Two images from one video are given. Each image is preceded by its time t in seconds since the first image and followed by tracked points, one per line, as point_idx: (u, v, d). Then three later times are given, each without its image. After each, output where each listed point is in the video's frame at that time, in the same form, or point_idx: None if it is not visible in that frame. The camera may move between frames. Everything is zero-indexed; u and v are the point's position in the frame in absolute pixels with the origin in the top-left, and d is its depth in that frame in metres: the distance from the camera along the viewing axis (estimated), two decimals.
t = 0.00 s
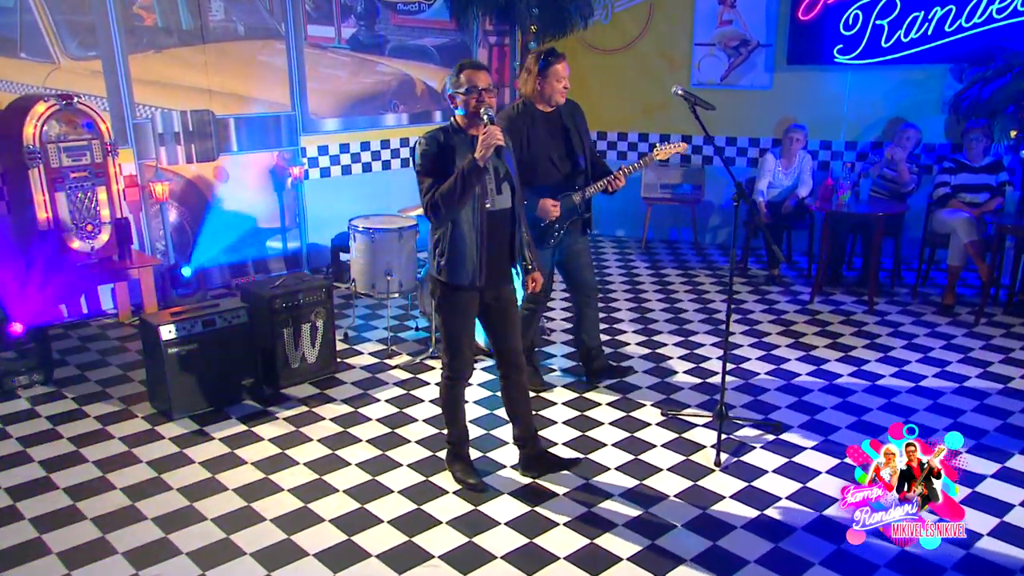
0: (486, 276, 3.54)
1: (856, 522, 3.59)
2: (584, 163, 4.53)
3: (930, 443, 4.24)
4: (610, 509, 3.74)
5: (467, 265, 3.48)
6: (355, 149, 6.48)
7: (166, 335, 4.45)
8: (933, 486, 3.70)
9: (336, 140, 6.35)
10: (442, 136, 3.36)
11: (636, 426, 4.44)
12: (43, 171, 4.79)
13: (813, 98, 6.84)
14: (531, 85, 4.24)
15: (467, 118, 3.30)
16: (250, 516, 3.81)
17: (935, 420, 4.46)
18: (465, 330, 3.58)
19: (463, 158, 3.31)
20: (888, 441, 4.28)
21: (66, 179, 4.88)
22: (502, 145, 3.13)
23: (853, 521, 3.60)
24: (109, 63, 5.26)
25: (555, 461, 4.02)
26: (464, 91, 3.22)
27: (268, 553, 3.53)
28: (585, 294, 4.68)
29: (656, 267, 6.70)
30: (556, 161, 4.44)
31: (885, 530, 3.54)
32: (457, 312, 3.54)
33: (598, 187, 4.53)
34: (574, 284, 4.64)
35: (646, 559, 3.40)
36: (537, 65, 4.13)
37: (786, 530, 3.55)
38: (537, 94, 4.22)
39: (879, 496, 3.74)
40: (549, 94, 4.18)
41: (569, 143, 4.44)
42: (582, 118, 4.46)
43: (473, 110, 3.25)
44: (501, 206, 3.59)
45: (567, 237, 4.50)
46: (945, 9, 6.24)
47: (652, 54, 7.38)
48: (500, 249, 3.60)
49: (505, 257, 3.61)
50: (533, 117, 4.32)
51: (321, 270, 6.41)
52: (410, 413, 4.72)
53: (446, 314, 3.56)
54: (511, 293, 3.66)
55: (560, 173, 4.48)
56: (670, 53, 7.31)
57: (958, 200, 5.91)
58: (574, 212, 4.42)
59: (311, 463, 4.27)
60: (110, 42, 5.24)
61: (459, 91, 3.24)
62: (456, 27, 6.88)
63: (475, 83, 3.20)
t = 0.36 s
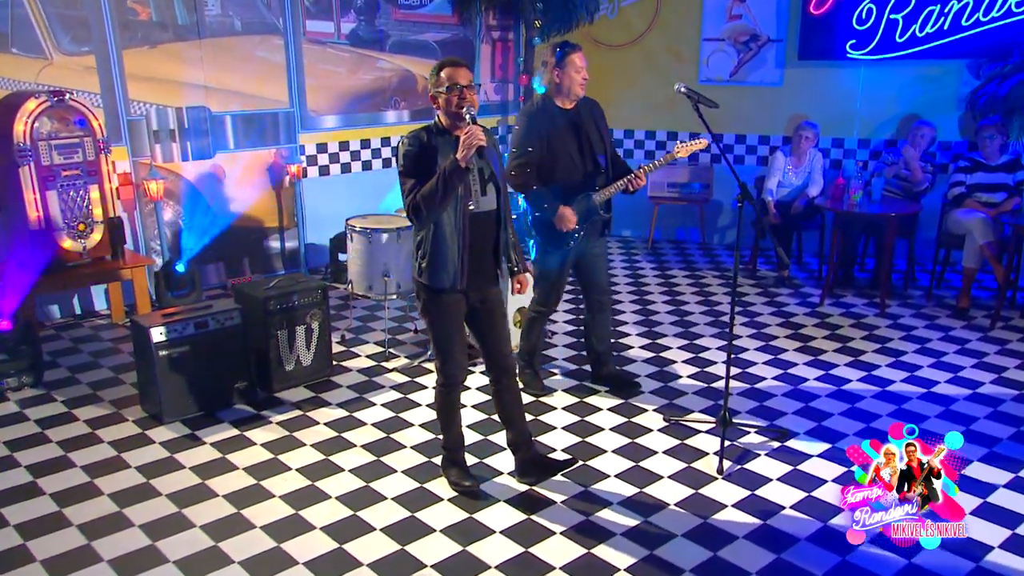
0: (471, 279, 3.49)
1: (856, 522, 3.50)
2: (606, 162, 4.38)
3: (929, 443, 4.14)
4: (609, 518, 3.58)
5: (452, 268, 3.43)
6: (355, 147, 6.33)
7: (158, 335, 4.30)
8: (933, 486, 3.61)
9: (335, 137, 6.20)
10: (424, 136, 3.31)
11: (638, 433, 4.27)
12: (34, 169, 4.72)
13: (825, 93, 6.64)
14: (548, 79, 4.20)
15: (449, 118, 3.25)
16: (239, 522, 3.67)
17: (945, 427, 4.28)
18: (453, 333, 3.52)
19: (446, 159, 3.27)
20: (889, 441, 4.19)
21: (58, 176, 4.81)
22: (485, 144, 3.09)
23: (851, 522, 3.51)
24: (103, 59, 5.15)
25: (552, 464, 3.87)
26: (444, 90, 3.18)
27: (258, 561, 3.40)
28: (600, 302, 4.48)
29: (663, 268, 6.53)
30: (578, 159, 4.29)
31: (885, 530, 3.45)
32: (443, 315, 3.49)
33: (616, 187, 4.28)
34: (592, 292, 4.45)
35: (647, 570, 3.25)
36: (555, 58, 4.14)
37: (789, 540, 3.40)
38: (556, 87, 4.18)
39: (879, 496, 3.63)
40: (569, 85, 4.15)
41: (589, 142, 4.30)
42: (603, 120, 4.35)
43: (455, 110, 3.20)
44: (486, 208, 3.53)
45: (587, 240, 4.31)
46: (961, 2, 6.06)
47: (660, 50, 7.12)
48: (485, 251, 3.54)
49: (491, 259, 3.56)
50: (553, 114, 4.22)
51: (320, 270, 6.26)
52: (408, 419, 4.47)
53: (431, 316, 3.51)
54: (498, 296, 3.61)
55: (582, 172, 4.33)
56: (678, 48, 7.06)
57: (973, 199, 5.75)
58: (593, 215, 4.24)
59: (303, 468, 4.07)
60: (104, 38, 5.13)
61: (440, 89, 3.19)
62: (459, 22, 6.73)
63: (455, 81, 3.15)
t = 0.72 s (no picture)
0: (460, 280, 3.37)
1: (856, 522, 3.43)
2: (640, 157, 4.18)
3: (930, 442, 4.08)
4: (605, 528, 3.43)
5: (440, 270, 3.31)
6: (355, 145, 6.22)
7: (148, 337, 4.15)
8: (933, 486, 3.54)
9: (334, 134, 6.09)
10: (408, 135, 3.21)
11: (638, 439, 4.12)
12: (23, 168, 4.58)
13: (837, 90, 6.46)
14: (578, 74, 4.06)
15: (434, 115, 3.15)
16: (226, 530, 3.53)
17: (957, 436, 4.11)
18: (444, 336, 3.40)
19: (432, 158, 3.16)
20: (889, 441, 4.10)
21: (48, 175, 4.66)
22: (469, 142, 2.98)
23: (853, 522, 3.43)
24: (96, 55, 5.05)
25: (547, 469, 3.72)
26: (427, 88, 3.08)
27: (244, 571, 3.26)
28: (617, 306, 4.31)
29: (669, 270, 6.37)
30: (610, 154, 4.10)
31: (885, 531, 3.38)
32: (433, 318, 3.37)
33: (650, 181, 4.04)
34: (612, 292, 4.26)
35: None
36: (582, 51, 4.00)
37: (791, 552, 3.25)
38: (586, 81, 4.04)
39: (879, 496, 3.55)
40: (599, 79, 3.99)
41: (623, 137, 4.11)
42: (636, 114, 4.16)
43: (441, 107, 3.09)
44: (475, 207, 3.41)
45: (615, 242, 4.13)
46: None
47: (666, 47, 6.94)
48: (475, 251, 3.42)
49: (482, 259, 3.44)
50: (583, 110, 4.06)
51: (318, 270, 6.17)
52: (402, 423, 4.32)
53: (421, 319, 3.39)
54: (490, 298, 3.48)
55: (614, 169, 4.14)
56: (686, 44, 6.87)
57: (989, 200, 5.57)
58: (627, 211, 4.06)
59: (293, 474, 3.92)
60: (97, 33, 5.03)
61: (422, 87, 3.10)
62: (461, 17, 6.59)
63: (437, 77, 3.06)
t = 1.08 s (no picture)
0: (455, 291, 3.25)
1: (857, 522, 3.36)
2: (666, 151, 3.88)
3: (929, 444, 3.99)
4: (606, 543, 3.29)
5: (432, 280, 3.21)
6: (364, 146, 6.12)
7: (146, 343, 4.05)
8: (933, 485, 3.46)
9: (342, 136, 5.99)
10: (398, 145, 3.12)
11: (644, 451, 3.96)
12: (24, 170, 4.51)
13: (859, 91, 6.26)
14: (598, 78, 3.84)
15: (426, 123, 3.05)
16: (219, 540, 3.42)
17: (979, 451, 3.92)
18: (440, 345, 3.28)
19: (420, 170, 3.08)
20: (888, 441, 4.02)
21: (48, 177, 4.58)
22: (452, 164, 2.85)
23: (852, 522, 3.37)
24: (101, 55, 4.98)
25: (550, 485, 3.56)
26: (426, 93, 3.00)
27: None
28: (634, 319, 4.03)
29: (684, 276, 6.21)
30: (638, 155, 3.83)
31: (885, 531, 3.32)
32: (428, 327, 3.26)
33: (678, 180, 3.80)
34: (630, 301, 3.98)
35: None
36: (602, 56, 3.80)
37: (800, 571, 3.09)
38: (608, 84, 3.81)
39: (879, 496, 3.46)
40: (619, 84, 3.77)
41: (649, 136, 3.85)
42: (664, 110, 3.90)
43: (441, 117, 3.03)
44: (471, 215, 3.27)
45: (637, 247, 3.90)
46: None
47: (683, 47, 6.78)
48: (472, 261, 3.28)
49: (479, 265, 3.30)
50: (611, 112, 3.81)
51: (325, 273, 6.07)
52: (403, 432, 4.20)
53: (416, 328, 3.29)
54: (490, 307, 3.34)
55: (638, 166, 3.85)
56: (703, 44, 6.70)
57: (1017, 205, 5.36)
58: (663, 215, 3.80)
59: (290, 483, 3.81)
60: (102, 33, 4.96)
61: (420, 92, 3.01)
62: (473, 16, 6.47)
63: (433, 84, 2.98)
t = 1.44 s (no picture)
0: (454, 303, 3.13)
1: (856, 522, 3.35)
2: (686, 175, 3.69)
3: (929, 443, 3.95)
4: (600, 563, 3.13)
5: (433, 292, 3.07)
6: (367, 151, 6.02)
7: (137, 352, 3.95)
8: (933, 485, 3.44)
9: (345, 141, 5.89)
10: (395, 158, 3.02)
11: (644, 465, 3.78)
12: (18, 174, 4.43)
13: (877, 94, 6.05)
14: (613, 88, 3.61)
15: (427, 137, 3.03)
16: (203, 555, 3.29)
17: (996, 470, 3.72)
18: (440, 360, 3.15)
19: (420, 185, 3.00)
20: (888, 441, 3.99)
21: (42, 182, 4.49)
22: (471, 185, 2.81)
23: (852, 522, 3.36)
24: (99, 58, 4.91)
25: (541, 501, 3.39)
26: (437, 106, 2.97)
27: None
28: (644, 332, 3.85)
29: (694, 285, 6.04)
30: (649, 173, 3.63)
31: (885, 530, 3.30)
32: (427, 343, 3.12)
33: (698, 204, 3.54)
34: (637, 316, 3.81)
35: None
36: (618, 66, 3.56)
37: None
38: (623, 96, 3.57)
39: (879, 496, 3.46)
40: (632, 99, 3.52)
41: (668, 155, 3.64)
42: (684, 125, 3.67)
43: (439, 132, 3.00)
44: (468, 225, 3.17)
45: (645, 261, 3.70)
46: None
47: (695, 49, 6.61)
48: (469, 272, 3.17)
49: (478, 277, 3.19)
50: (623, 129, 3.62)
51: (327, 280, 5.95)
52: (398, 445, 4.06)
53: (414, 345, 3.15)
54: (489, 317, 3.21)
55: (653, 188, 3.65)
56: (716, 46, 6.53)
57: None
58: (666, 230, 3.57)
59: (280, 496, 3.68)
60: (100, 36, 4.89)
61: (430, 104, 2.97)
62: (480, 18, 6.35)
63: (444, 98, 2.95)
